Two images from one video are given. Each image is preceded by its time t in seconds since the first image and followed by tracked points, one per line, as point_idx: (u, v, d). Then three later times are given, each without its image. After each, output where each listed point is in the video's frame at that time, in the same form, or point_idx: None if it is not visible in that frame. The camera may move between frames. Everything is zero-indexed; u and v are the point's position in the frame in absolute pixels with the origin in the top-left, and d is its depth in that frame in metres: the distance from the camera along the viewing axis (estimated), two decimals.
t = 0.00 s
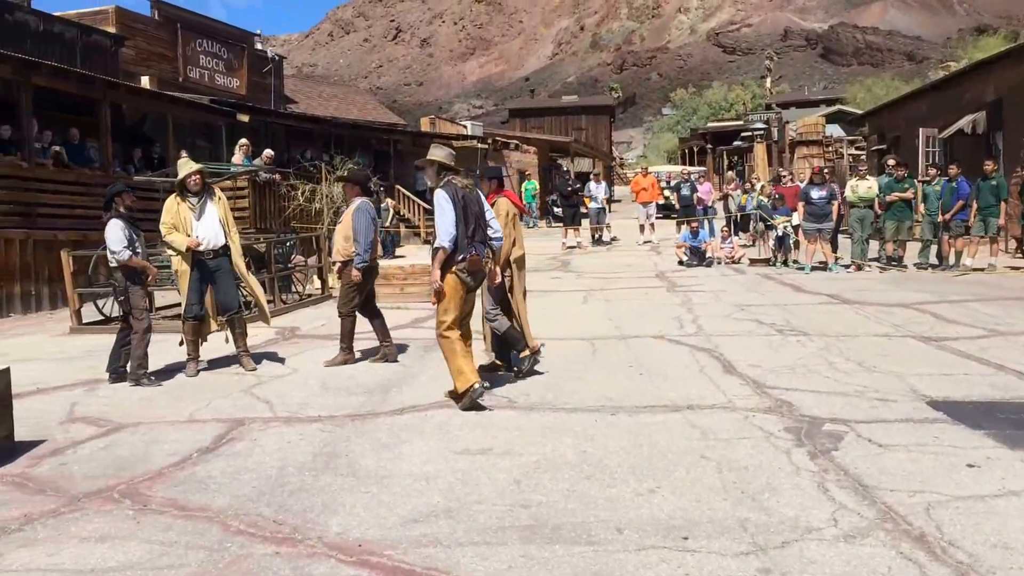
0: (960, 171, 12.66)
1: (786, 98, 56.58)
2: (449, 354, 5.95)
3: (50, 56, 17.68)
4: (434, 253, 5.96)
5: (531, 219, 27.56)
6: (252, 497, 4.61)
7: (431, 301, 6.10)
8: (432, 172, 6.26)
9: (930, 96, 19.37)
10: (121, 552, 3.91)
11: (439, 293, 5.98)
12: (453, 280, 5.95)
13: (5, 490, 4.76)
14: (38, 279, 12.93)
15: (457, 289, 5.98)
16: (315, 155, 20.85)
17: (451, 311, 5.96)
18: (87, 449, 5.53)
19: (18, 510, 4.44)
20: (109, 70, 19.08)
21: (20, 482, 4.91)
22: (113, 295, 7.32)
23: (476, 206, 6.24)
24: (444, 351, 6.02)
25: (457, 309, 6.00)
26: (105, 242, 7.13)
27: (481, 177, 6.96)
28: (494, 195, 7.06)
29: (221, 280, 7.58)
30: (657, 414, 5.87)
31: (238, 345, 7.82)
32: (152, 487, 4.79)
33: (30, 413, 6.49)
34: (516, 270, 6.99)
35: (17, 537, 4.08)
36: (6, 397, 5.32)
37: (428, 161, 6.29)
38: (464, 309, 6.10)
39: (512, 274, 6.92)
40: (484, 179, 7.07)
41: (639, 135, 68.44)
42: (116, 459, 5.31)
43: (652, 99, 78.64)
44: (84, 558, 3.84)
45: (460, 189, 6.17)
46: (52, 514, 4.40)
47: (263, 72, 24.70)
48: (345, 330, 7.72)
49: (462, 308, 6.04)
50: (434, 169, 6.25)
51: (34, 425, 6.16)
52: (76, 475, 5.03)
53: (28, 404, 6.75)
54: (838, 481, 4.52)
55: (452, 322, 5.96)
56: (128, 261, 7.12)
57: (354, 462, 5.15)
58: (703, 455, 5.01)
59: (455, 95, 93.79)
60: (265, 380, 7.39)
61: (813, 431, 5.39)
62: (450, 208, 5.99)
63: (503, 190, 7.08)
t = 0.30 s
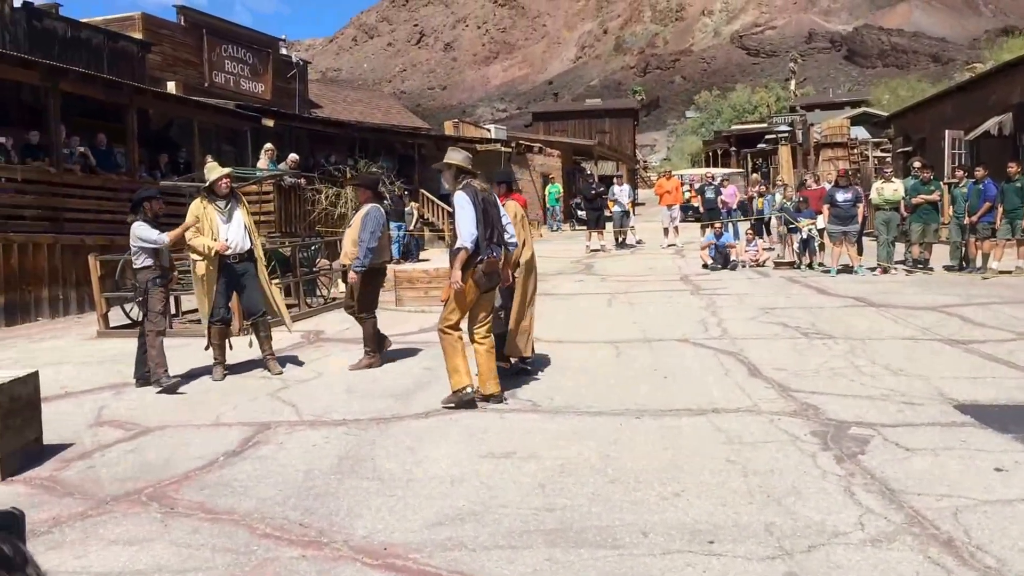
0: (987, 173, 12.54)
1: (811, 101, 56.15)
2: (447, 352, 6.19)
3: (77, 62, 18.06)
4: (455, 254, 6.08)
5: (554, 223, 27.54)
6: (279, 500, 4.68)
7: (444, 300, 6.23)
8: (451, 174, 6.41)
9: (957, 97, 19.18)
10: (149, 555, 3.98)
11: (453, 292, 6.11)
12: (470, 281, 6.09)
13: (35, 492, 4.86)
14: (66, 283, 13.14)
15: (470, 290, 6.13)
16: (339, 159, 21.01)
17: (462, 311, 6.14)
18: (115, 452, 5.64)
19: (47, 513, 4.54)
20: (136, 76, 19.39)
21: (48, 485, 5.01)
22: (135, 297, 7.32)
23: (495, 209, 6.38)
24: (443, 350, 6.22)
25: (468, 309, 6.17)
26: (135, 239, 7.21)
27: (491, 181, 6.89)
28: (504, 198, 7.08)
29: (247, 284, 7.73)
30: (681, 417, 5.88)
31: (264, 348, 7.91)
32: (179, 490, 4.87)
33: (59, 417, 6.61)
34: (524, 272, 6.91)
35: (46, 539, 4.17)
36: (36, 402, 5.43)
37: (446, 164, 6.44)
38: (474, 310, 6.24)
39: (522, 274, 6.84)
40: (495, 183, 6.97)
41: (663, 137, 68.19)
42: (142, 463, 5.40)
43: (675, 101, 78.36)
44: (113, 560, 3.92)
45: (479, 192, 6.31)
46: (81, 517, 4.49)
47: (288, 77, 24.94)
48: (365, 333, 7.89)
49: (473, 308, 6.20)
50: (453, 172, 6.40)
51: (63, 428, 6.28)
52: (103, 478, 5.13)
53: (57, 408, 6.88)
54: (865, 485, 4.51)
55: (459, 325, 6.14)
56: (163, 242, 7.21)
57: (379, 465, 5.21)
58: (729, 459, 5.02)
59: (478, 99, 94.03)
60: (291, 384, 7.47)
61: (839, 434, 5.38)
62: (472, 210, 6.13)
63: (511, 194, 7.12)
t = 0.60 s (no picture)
0: (1011, 176, 12.42)
1: (832, 104, 55.81)
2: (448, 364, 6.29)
3: (101, 68, 18.34)
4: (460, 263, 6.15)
5: (574, 226, 27.54)
6: (302, 503, 4.74)
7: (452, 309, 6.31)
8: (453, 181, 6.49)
9: (981, 99, 19.02)
10: (172, 558, 4.04)
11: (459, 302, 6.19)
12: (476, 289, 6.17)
13: (61, 495, 4.95)
14: (89, 287, 13.32)
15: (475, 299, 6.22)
16: (361, 163, 21.15)
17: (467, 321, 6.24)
18: (138, 456, 5.72)
19: (72, 515, 4.62)
20: (158, 81, 19.63)
21: (73, 488, 5.09)
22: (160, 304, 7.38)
23: (498, 216, 6.44)
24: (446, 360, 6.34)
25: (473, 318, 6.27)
26: (159, 247, 7.31)
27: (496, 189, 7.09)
28: (509, 205, 7.17)
29: (270, 290, 7.82)
30: (703, 422, 5.89)
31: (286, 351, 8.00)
32: (202, 494, 4.94)
33: (84, 421, 6.72)
34: (526, 280, 6.98)
35: (71, 542, 4.24)
36: (61, 406, 5.52)
37: (448, 172, 6.54)
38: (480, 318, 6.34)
39: (523, 282, 6.92)
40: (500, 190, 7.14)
41: (684, 140, 68.02)
42: (165, 466, 5.48)
43: (696, 104, 78.09)
44: (137, 563, 3.99)
45: (482, 199, 6.39)
46: (105, 519, 4.56)
47: (309, 82, 25.14)
48: (387, 335, 7.97)
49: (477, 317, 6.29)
50: (453, 179, 6.49)
51: (88, 432, 6.39)
52: (127, 481, 5.21)
53: (82, 411, 6.99)
54: (888, 490, 4.50)
55: (465, 334, 6.25)
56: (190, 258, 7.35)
57: (400, 469, 5.26)
58: (750, 463, 5.03)
59: (498, 103, 94.19)
60: (312, 387, 7.54)
61: (862, 439, 5.37)
62: (476, 218, 6.20)
63: (517, 201, 7.18)
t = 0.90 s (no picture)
0: None
1: (851, 107, 55.48)
2: (457, 368, 6.35)
3: (121, 74, 18.50)
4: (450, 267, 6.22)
5: (591, 230, 27.53)
6: (320, 507, 4.78)
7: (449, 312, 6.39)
8: (451, 184, 6.55)
9: (1001, 102, 18.87)
10: (192, 561, 4.09)
11: (454, 306, 6.27)
12: (469, 293, 6.22)
13: (82, 498, 5.01)
14: (110, 291, 13.48)
15: (472, 303, 6.26)
16: (378, 168, 21.26)
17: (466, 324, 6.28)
18: (158, 459, 5.79)
19: (93, 518, 4.67)
20: (178, 87, 19.81)
21: (94, 491, 5.15)
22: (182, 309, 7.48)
23: (495, 220, 6.50)
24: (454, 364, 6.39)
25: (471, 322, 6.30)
26: (181, 256, 7.32)
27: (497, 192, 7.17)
28: (511, 207, 7.20)
29: (289, 294, 7.90)
30: (722, 426, 5.89)
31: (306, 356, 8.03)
32: (222, 497, 5.00)
33: (104, 424, 6.80)
34: (526, 282, 6.99)
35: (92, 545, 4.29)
36: (82, 410, 5.59)
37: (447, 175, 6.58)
38: (479, 320, 6.37)
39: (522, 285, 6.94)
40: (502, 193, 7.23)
41: (701, 144, 67.87)
42: (184, 469, 5.54)
43: (713, 108, 77.87)
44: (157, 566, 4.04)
45: (477, 205, 6.43)
46: (126, 523, 4.62)
47: (327, 87, 25.29)
48: (398, 339, 8.01)
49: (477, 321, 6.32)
50: (452, 182, 6.54)
51: (108, 435, 6.46)
52: (147, 485, 5.27)
53: (102, 415, 7.07)
54: (909, 495, 4.49)
55: (467, 338, 6.30)
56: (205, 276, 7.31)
57: (418, 473, 5.30)
58: (770, 467, 5.02)
59: (515, 107, 94.32)
60: (330, 391, 7.59)
61: (882, 443, 5.35)
62: (467, 223, 6.25)
63: (518, 203, 7.20)
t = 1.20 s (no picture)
0: None
1: (866, 110, 55.28)
2: (470, 372, 6.40)
3: (138, 79, 18.68)
4: (451, 272, 6.31)
5: (605, 233, 27.51)
6: (336, 510, 4.83)
7: (455, 316, 6.47)
8: (453, 190, 6.59)
9: (1018, 104, 18.74)
10: (209, 564, 4.14)
11: (458, 310, 6.35)
12: (473, 296, 6.31)
13: (98, 502, 5.07)
14: (126, 295, 13.60)
15: (479, 305, 6.33)
16: (393, 171, 21.36)
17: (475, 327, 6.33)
18: (174, 462, 5.85)
19: (109, 522, 4.73)
20: (194, 91, 19.97)
21: (111, 494, 5.22)
22: (199, 311, 7.49)
23: (498, 224, 6.52)
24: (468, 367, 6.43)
25: (481, 324, 6.36)
26: (202, 257, 7.38)
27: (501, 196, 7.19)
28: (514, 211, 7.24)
29: (305, 299, 7.93)
30: (737, 429, 5.90)
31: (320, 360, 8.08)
32: (237, 501, 5.05)
33: (120, 427, 6.87)
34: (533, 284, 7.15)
35: (108, 548, 4.35)
36: (98, 413, 5.65)
37: (451, 179, 6.61)
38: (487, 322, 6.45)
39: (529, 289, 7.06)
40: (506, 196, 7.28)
41: (716, 147, 67.72)
42: (199, 472, 5.60)
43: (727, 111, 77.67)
44: (173, 568, 4.09)
45: (480, 210, 6.45)
46: (142, 526, 4.67)
47: (342, 91, 25.41)
48: (409, 342, 8.08)
49: (486, 323, 6.39)
50: (455, 188, 6.58)
51: (125, 438, 6.54)
52: (163, 488, 5.33)
53: (118, 418, 7.14)
54: (926, 499, 4.48)
55: (480, 340, 6.34)
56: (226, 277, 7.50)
57: (433, 476, 5.33)
58: (785, 471, 5.03)
59: (529, 111, 94.40)
60: (345, 394, 7.64)
61: (897, 447, 5.34)
62: (468, 229, 6.31)
63: (522, 206, 7.25)
